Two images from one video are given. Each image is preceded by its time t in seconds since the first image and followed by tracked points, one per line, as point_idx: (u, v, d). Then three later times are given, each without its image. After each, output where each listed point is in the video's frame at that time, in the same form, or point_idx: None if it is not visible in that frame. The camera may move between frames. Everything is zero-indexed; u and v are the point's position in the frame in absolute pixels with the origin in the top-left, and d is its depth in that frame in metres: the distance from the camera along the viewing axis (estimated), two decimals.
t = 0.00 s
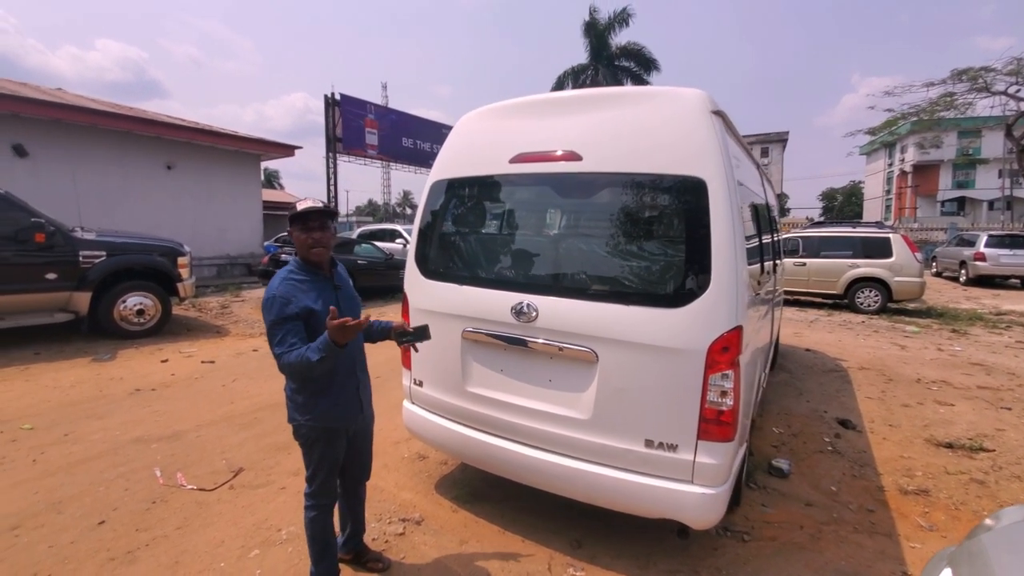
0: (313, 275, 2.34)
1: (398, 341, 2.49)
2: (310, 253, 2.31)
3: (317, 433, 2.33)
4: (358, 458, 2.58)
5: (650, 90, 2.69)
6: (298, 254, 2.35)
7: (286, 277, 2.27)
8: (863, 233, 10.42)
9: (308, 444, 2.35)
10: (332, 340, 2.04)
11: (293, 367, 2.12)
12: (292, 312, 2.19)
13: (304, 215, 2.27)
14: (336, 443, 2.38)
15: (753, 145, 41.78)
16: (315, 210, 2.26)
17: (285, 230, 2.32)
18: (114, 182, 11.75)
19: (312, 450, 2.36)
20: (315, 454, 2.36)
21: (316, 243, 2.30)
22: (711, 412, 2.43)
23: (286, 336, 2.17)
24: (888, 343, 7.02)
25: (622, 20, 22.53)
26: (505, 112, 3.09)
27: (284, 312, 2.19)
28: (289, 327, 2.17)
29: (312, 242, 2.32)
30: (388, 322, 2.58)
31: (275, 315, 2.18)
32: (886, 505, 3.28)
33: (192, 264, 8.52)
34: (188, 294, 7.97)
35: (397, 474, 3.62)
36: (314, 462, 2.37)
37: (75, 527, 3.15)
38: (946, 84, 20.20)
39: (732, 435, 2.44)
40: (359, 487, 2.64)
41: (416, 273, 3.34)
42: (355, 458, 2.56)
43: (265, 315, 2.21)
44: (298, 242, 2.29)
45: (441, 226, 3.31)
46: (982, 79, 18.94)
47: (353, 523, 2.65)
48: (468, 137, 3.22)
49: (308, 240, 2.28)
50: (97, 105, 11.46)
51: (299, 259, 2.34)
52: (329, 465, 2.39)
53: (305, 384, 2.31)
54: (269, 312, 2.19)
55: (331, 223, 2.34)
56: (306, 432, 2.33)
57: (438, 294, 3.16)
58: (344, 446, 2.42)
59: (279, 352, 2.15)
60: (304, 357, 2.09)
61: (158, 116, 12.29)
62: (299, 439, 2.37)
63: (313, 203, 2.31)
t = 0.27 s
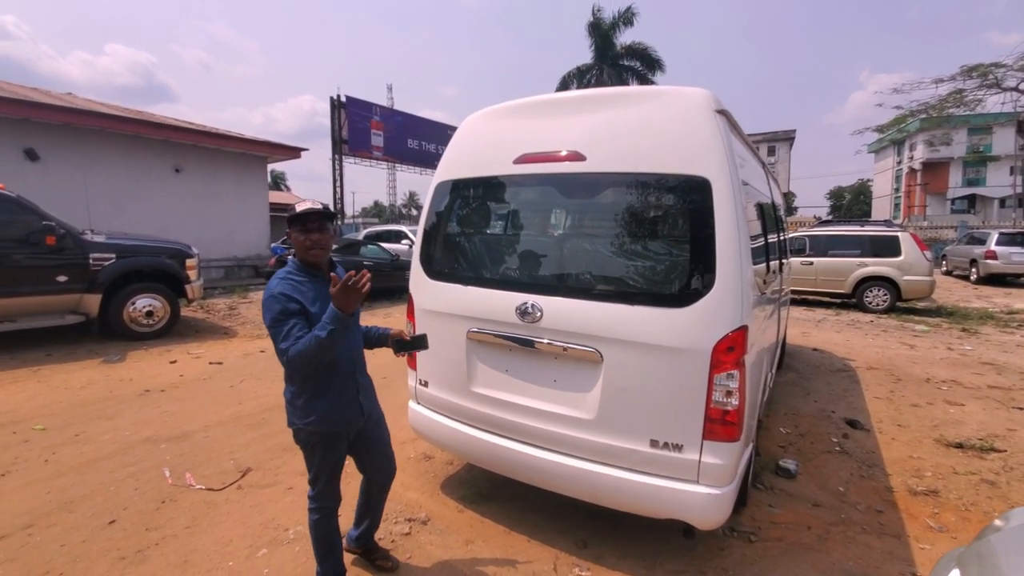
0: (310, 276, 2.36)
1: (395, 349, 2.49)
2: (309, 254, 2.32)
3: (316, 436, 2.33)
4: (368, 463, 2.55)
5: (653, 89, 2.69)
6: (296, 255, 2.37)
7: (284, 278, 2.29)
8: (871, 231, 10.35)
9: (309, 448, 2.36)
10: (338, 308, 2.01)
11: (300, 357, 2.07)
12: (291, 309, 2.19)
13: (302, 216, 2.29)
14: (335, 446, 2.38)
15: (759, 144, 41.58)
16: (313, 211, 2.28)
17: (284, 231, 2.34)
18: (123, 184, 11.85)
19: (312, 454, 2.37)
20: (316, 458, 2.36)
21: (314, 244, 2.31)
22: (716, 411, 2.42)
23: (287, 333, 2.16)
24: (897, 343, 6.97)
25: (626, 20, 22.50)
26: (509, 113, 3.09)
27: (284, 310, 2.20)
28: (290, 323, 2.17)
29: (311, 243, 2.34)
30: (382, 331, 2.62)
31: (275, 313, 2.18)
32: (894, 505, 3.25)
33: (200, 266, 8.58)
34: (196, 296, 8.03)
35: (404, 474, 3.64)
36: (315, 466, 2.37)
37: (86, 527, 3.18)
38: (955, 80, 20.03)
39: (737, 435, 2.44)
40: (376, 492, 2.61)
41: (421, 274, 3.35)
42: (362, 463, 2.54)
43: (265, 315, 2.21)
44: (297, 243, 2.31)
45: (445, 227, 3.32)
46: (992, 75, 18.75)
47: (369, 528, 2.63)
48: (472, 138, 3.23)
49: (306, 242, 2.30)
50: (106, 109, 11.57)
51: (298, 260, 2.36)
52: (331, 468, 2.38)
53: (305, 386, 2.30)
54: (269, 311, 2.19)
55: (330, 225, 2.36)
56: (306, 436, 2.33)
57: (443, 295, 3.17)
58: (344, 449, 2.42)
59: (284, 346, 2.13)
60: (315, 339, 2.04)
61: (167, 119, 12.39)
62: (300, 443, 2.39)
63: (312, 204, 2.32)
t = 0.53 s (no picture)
0: (315, 280, 2.36)
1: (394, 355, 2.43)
2: (313, 257, 2.32)
3: (321, 441, 2.31)
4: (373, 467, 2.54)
5: (656, 91, 2.69)
6: (300, 258, 2.37)
7: (288, 281, 2.29)
8: (876, 232, 10.31)
9: (313, 451, 2.35)
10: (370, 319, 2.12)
11: (315, 363, 2.11)
12: (298, 313, 2.20)
13: (307, 219, 2.29)
14: (340, 451, 2.35)
15: (763, 144, 41.45)
16: (318, 214, 2.28)
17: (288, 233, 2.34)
18: (128, 187, 11.91)
19: (316, 457, 2.36)
20: (320, 462, 2.34)
21: (319, 247, 2.31)
22: (720, 413, 2.42)
23: (295, 337, 2.16)
24: (903, 343, 6.94)
25: (629, 20, 22.49)
26: (511, 116, 3.10)
27: (291, 314, 2.20)
28: (299, 328, 2.18)
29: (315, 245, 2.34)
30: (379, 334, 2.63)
31: (282, 317, 2.18)
32: (901, 507, 3.24)
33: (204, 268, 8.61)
34: (201, 298, 8.06)
35: (408, 477, 3.64)
36: (319, 469, 2.36)
37: (93, 528, 3.19)
38: (961, 79, 19.94)
39: (742, 436, 2.43)
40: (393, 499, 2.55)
41: (424, 277, 3.36)
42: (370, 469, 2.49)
43: (270, 320, 2.21)
44: (301, 246, 2.31)
45: (449, 229, 3.33)
46: (998, 73, 18.65)
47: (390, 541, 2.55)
48: (474, 140, 3.23)
49: (311, 245, 2.30)
50: (112, 112, 11.63)
51: (301, 263, 2.35)
52: (334, 473, 2.37)
53: (309, 390, 2.27)
54: (275, 315, 2.19)
55: (334, 228, 2.36)
56: (310, 440, 2.31)
57: (447, 297, 3.18)
58: (348, 454, 2.38)
59: (294, 352, 2.14)
60: (338, 343, 2.09)
61: (172, 122, 12.45)
62: (304, 446, 2.37)
63: (316, 207, 2.32)
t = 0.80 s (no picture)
0: (323, 284, 2.35)
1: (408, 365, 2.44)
2: (320, 261, 2.31)
3: (322, 447, 2.29)
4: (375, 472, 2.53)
5: (653, 93, 2.69)
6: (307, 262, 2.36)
7: (295, 285, 2.27)
8: (872, 231, 10.34)
9: (314, 458, 2.33)
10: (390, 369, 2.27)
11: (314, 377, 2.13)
12: (302, 320, 2.19)
13: (313, 224, 2.28)
14: (341, 457, 2.33)
15: (758, 145, 41.54)
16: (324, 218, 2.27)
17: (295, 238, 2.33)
18: (124, 191, 11.88)
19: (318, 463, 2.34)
20: (321, 467, 2.33)
21: (326, 252, 2.30)
22: (719, 414, 2.42)
23: (300, 345, 2.15)
24: (900, 342, 6.95)
25: (625, 21, 22.53)
26: (508, 118, 3.10)
27: (296, 320, 2.19)
28: (302, 336, 2.17)
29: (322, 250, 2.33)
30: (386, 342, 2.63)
31: (288, 323, 2.17)
32: (899, 506, 3.24)
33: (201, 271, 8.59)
34: (198, 301, 8.04)
35: (407, 480, 3.64)
36: (320, 475, 2.34)
37: (91, 533, 3.18)
38: (956, 78, 20.02)
39: (741, 437, 2.43)
40: (398, 507, 2.51)
41: (422, 279, 3.36)
42: (372, 477, 2.45)
43: (275, 323, 2.20)
44: (308, 251, 2.30)
45: (446, 231, 3.32)
46: (994, 72, 18.72)
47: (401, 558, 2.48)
48: (472, 142, 3.23)
49: (318, 249, 2.29)
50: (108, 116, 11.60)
51: (308, 267, 2.33)
52: (335, 479, 2.35)
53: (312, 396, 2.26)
54: (280, 319, 2.18)
55: (340, 231, 2.35)
56: (312, 447, 2.30)
57: (444, 299, 3.17)
58: (350, 460, 2.36)
59: (293, 360, 2.14)
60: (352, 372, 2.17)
61: (168, 126, 12.42)
62: (306, 452, 2.35)
63: (322, 211, 2.32)
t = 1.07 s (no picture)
0: (329, 289, 2.33)
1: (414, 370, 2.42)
2: (328, 265, 2.28)
3: (328, 455, 2.26)
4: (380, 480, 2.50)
5: (639, 95, 2.71)
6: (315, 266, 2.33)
7: (301, 290, 2.26)
8: (858, 229, 10.46)
9: (320, 465, 2.29)
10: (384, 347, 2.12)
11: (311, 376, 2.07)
12: (304, 323, 2.17)
13: (321, 228, 2.25)
14: (345, 466, 2.29)
15: (745, 144, 41.87)
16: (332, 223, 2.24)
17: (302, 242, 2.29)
18: (109, 197, 11.74)
19: (323, 472, 2.30)
20: (327, 476, 2.29)
21: (334, 256, 2.27)
22: (709, 412, 2.43)
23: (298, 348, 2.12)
24: (886, 338, 7.04)
25: (612, 23, 22.64)
26: (496, 120, 3.11)
27: (297, 324, 2.17)
28: (302, 337, 2.14)
29: (329, 254, 2.30)
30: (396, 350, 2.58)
31: (288, 326, 2.15)
32: (888, 500, 3.28)
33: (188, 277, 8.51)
34: (185, 308, 7.97)
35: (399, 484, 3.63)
36: (325, 485, 2.31)
37: (79, 545, 3.14)
38: (937, 77, 20.31)
39: (731, 434, 2.45)
40: (392, 518, 2.48)
41: (413, 282, 3.35)
42: (376, 489, 2.41)
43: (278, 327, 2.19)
44: (316, 255, 2.27)
45: (436, 234, 3.32)
46: (974, 70, 19.03)
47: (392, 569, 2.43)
48: (461, 145, 3.23)
49: (325, 254, 2.26)
50: (91, 122, 11.47)
51: (315, 273, 2.32)
52: (339, 489, 2.32)
53: (317, 401, 2.24)
54: (282, 323, 2.17)
55: (348, 236, 2.31)
56: (318, 454, 2.27)
57: (435, 302, 3.17)
58: (356, 469, 2.32)
59: (292, 361, 2.10)
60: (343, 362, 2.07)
61: (152, 131, 12.30)
62: (312, 460, 2.32)
63: (330, 215, 2.28)
